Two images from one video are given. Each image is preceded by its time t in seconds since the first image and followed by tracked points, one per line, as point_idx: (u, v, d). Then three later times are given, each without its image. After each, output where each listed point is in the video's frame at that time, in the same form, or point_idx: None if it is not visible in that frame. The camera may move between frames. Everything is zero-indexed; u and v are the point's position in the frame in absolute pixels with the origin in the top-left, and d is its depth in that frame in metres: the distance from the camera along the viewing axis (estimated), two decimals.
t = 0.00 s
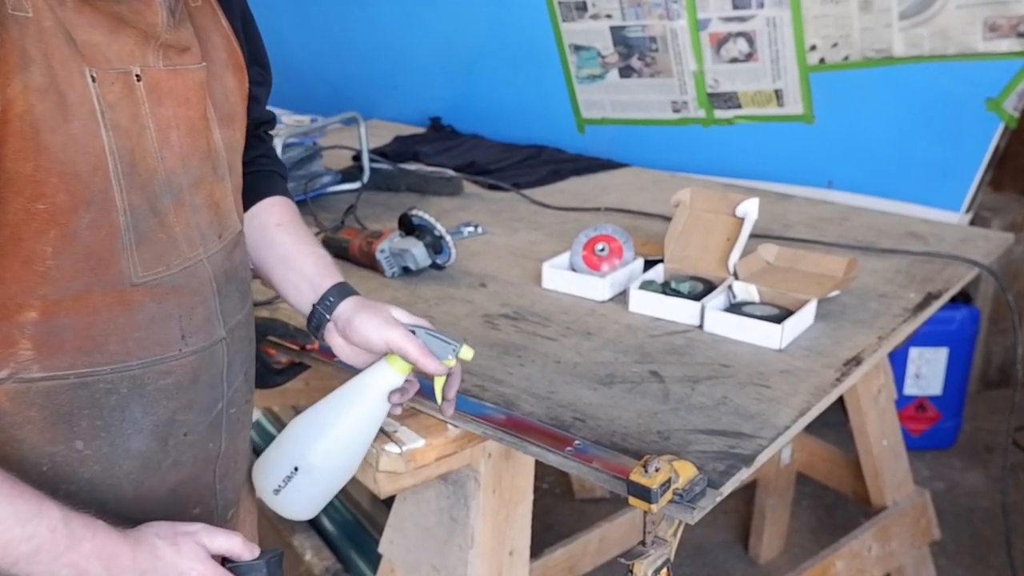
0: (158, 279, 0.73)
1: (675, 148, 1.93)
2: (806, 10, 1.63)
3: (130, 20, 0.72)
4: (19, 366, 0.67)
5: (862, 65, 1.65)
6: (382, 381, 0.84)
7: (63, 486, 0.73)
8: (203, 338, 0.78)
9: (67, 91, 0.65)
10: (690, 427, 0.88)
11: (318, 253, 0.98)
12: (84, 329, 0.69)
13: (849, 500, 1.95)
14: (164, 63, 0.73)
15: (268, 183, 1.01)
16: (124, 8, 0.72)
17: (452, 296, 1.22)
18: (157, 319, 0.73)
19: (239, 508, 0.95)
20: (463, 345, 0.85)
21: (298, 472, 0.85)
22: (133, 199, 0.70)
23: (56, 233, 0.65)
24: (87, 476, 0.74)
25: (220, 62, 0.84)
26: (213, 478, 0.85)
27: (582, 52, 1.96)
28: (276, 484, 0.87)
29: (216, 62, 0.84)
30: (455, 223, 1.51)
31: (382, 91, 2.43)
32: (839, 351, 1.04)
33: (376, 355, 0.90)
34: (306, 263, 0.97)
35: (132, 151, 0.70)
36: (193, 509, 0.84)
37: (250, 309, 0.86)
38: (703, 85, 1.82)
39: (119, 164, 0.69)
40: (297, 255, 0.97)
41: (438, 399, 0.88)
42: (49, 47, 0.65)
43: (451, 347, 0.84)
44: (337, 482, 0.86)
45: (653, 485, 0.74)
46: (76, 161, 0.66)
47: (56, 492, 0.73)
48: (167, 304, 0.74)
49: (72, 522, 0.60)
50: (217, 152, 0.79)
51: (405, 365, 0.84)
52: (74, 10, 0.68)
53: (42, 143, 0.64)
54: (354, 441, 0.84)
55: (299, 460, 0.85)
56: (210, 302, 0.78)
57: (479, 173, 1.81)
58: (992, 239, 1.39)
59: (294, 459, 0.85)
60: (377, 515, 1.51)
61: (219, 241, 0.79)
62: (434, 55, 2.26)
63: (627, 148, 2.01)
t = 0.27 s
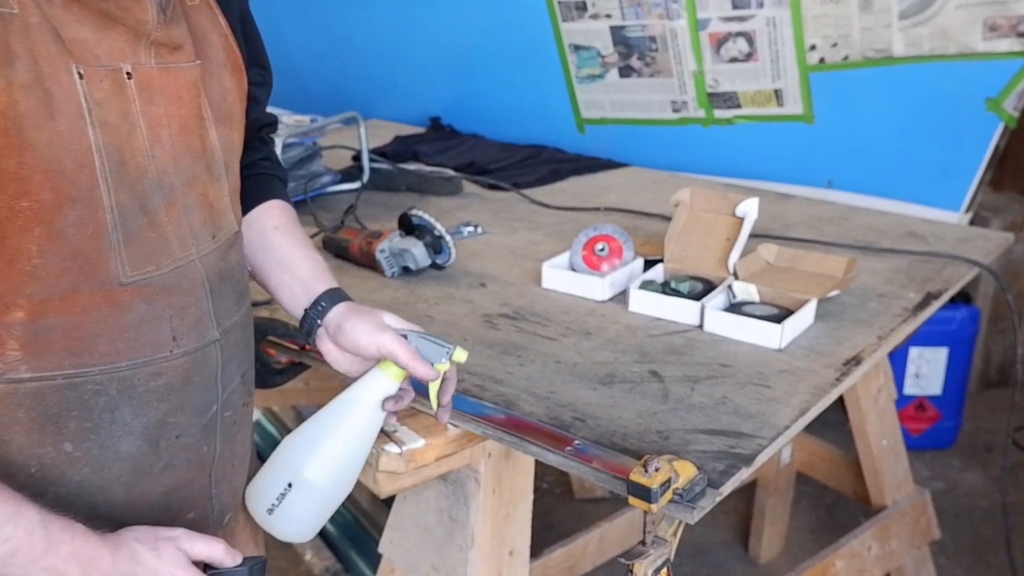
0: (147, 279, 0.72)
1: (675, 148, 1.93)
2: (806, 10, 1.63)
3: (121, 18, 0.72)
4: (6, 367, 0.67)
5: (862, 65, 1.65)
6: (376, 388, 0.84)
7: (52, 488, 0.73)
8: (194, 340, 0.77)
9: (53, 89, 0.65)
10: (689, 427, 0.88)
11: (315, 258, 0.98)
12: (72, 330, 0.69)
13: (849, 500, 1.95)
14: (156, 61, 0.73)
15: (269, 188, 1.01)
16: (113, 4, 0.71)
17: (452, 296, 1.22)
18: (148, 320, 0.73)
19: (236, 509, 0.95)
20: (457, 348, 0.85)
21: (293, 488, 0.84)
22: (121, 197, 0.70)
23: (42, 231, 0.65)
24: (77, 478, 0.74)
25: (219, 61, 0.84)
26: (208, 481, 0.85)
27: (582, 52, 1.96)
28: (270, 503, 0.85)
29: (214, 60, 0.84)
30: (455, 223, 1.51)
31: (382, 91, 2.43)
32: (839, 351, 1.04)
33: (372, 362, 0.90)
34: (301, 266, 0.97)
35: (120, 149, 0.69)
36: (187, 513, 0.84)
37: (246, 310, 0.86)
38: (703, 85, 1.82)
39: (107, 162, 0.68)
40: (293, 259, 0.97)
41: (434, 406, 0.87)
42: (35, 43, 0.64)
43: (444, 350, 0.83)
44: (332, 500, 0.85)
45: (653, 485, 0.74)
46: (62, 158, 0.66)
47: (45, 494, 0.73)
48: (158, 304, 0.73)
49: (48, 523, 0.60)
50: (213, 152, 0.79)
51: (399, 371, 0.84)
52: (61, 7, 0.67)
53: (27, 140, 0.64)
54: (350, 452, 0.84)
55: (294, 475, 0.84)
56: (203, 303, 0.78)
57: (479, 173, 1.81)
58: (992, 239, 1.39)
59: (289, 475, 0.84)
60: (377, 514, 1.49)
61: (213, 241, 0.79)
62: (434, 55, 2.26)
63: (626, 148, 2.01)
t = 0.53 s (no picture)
0: (136, 282, 0.71)
1: (675, 148, 1.94)
2: (806, 10, 1.63)
3: (110, 19, 0.70)
4: None
5: (861, 65, 1.65)
6: (363, 402, 0.83)
7: (41, 492, 0.73)
8: (181, 348, 0.77)
9: (38, 90, 0.64)
10: (689, 426, 0.88)
11: (304, 270, 0.98)
12: (59, 333, 0.68)
13: (849, 500, 1.95)
14: (146, 63, 0.72)
15: (264, 194, 1.02)
16: (101, 4, 0.70)
17: (452, 295, 1.22)
18: (137, 324, 0.72)
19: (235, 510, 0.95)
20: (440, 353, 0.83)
21: (291, 503, 0.84)
22: (108, 200, 0.69)
23: (27, 233, 0.64)
24: (67, 482, 0.74)
25: (215, 63, 0.84)
26: (202, 484, 0.85)
27: (581, 52, 1.96)
28: (272, 518, 0.86)
29: (209, 62, 0.83)
30: (455, 223, 1.51)
31: (382, 91, 2.43)
32: (838, 351, 1.04)
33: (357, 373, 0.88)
34: (290, 278, 0.96)
35: (108, 150, 0.68)
36: (180, 517, 0.84)
37: (239, 314, 0.86)
38: (702, 85, 1.82)
39: (94, 164, 0.67)
40: (283, 269, 0.97)
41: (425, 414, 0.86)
42: (21, 43, 0.63)
43: (426, 357, 0.82)
44: (330, 513, 0.84)
45: (652, 485, 0.74)
46: (48, 160, 0.64)
47: (35, 498, 0.73)
48: (146, 307, 0.73)
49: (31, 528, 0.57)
50: (207, 153, 0.79)
51: (385, 382, 0.83)
52: (48, 6, 0.66)
53: (12, 141, 0.62)
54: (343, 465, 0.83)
55: (290, 490, 0.84)
56: (192, 307, 0.77)
57: (479, 173, 1.81)
58: (992, 238, 1.39)
59: (286, 490, 0.84)
60: (376, 512, 1.48)
61: (203, 244, 0.78)
62: (433, 55, 2.26)
63: (626, 148, 2.01)
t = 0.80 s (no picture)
0: (145, 282, 0.72)
1: (674, 148, 1.94)
2: (804, 10, 1.63)
3: (117, 23, 0.70)
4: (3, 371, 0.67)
5: (860, 65, 1.65)
6: (338, 381, 0.80)
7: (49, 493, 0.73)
8: (188, 345, 0.77)
9: (51, 94, 0.64)
10: (688, 426, 0.88)
11: (277, 259, 1.00)
12: (69, 335, 0.68)
13: (849, 500, 1.95)
14: (150, 65, 0.72)
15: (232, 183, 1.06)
16: (107, 10, 0.70)
17: (451, 296, 1.22)
18: (145, 322, 0.72)
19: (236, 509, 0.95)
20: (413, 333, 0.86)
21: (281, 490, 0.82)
22: (119, 202, 0.69)
23: (41, 237, 0.64)
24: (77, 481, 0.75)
25: (208, 62, 0.84)
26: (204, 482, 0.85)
27: (580, 52, 1.96)
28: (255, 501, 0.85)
29: (203, 62, 0.83)
30: (454, 223, 1.51)
31: (381, 92, 2.43)
32: (838, 351, 1.04)
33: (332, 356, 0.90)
34: (261, 261, 0.99)
35: (119, 152, 0.68)
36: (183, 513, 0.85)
37: (238, 312, 0.86)
38: (702, 85, 1.82)
39: (106, 166, 0.67)
40: (254, 252, 0.99)
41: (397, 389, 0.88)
42: (31, 50, 0.63)
43: (400, 336, 0.85)
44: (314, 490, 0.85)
45: (652, 485, 0.74)
46: (61, 165, 0.64)
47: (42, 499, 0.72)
48: (154, 307, 0.73)
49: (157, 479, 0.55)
50: (206, 154, 0.79)
51: (360, 361, 0.82)
52: (56, 11, 0.66)
53: (26, 146, 0.62)
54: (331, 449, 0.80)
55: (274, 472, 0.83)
56: (198, 305, 0.77)
57: (479, 174, 1.81)
58: (991, 238, 1.39)
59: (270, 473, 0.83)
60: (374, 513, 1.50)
61: (207, 243, 0.79)
62: (433, 55, 2.26)
63: (626, 148, 2.01)
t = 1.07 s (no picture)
0: (163, 280, 0.76)
1: (674, 148, 1.94)
2: (804, 10, 1.63)
3: (134, 29, 0.72)
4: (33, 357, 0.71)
5: (860, 65, 1.65)
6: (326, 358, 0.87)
7: (68, 486, 0.77)
8: (201, 337, 0.82)
9: (86, 98, 0.65)
10: (688, 427, 0.88)
11: (253, 244, 1.05)
12: (95, 329, 0.73)
13: (849, 500, 1.95)
14: (163, 69, 0.73)
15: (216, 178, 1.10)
16: (129, 17, 0.71)
17: (450, 296, 1.22)
18: (162, 318, 0.77)
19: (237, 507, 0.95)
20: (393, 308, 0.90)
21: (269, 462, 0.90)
22: (145, 202, 0.71)
23: (73, 234, 0.68)
24: (92, 476, 0.78)
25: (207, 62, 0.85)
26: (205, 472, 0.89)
27: (580, 52, 1.96)
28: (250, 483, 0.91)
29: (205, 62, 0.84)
30: (454, 223, 1.51)
31: (381, 92, 2.43)
32: (837, 351, 1.04)
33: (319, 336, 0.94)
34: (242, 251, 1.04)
35: (145, 154, 0.70)
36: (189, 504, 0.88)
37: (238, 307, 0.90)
38: (701, 85, 1.82)
39: (135, 169, 0.69)
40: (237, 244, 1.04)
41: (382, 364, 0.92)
42: (66, 54, 0.64)
43: (382, 312, 0.89)
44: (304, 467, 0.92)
45: (652, 485, 0.74)
46: (94, 167, 0.67)
47: (60, 492, 0.76)
48: (171, 304, 0.77)
49: (299, 412, 0.63)
50: (212, 155, 0.80)
51: (343, 339, 0.88)
52: (80, 17, 0.67)
53: (65, 149, 0.65)
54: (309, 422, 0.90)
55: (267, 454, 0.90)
56: (207, 302, 0.82)
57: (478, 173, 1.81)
58: (991, 238, 1.39)
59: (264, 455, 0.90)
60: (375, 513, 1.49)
61: (214, 240, 0.82)
62: (433, 55, 2.26)
63: (626, 148, 2.01)
